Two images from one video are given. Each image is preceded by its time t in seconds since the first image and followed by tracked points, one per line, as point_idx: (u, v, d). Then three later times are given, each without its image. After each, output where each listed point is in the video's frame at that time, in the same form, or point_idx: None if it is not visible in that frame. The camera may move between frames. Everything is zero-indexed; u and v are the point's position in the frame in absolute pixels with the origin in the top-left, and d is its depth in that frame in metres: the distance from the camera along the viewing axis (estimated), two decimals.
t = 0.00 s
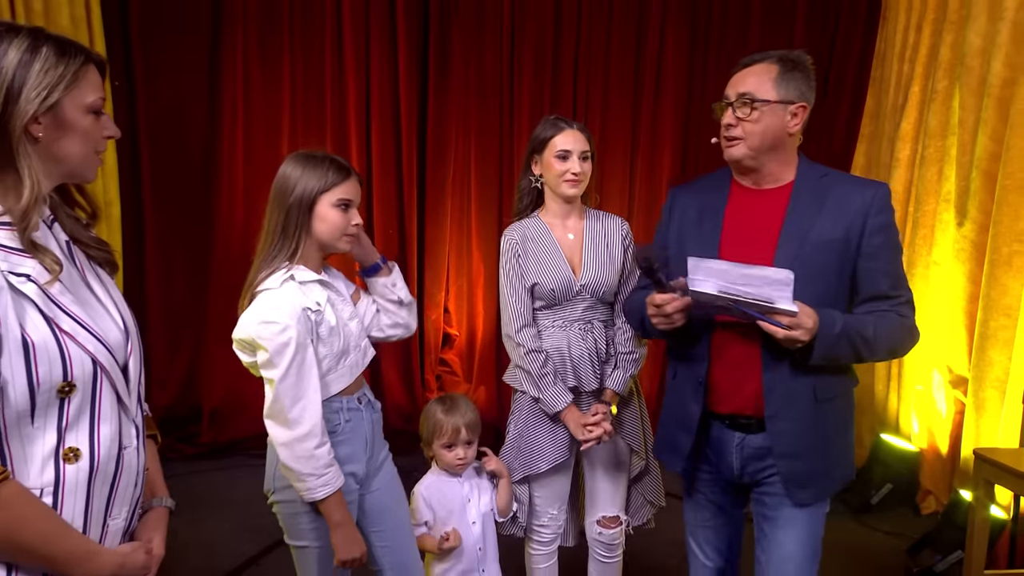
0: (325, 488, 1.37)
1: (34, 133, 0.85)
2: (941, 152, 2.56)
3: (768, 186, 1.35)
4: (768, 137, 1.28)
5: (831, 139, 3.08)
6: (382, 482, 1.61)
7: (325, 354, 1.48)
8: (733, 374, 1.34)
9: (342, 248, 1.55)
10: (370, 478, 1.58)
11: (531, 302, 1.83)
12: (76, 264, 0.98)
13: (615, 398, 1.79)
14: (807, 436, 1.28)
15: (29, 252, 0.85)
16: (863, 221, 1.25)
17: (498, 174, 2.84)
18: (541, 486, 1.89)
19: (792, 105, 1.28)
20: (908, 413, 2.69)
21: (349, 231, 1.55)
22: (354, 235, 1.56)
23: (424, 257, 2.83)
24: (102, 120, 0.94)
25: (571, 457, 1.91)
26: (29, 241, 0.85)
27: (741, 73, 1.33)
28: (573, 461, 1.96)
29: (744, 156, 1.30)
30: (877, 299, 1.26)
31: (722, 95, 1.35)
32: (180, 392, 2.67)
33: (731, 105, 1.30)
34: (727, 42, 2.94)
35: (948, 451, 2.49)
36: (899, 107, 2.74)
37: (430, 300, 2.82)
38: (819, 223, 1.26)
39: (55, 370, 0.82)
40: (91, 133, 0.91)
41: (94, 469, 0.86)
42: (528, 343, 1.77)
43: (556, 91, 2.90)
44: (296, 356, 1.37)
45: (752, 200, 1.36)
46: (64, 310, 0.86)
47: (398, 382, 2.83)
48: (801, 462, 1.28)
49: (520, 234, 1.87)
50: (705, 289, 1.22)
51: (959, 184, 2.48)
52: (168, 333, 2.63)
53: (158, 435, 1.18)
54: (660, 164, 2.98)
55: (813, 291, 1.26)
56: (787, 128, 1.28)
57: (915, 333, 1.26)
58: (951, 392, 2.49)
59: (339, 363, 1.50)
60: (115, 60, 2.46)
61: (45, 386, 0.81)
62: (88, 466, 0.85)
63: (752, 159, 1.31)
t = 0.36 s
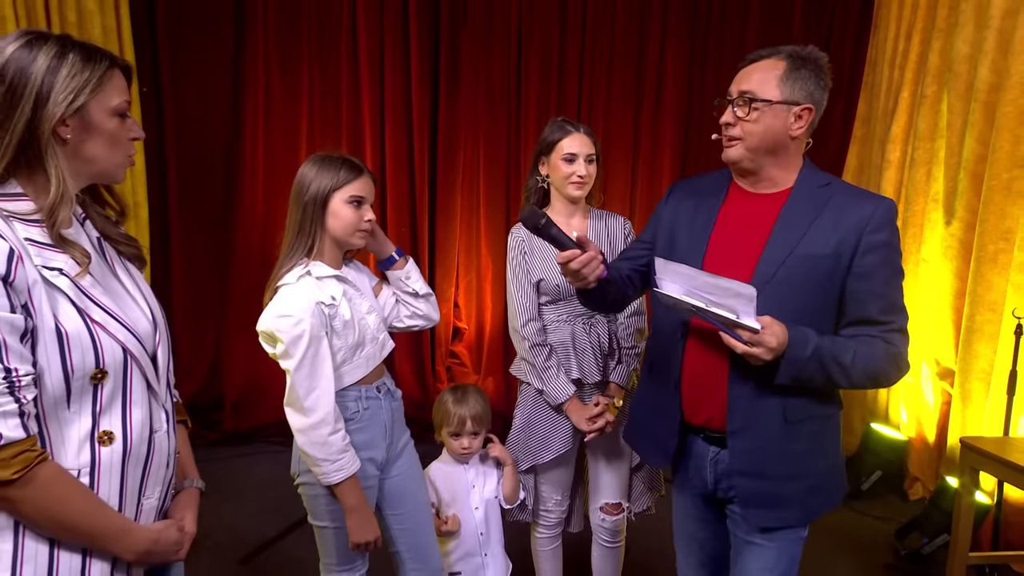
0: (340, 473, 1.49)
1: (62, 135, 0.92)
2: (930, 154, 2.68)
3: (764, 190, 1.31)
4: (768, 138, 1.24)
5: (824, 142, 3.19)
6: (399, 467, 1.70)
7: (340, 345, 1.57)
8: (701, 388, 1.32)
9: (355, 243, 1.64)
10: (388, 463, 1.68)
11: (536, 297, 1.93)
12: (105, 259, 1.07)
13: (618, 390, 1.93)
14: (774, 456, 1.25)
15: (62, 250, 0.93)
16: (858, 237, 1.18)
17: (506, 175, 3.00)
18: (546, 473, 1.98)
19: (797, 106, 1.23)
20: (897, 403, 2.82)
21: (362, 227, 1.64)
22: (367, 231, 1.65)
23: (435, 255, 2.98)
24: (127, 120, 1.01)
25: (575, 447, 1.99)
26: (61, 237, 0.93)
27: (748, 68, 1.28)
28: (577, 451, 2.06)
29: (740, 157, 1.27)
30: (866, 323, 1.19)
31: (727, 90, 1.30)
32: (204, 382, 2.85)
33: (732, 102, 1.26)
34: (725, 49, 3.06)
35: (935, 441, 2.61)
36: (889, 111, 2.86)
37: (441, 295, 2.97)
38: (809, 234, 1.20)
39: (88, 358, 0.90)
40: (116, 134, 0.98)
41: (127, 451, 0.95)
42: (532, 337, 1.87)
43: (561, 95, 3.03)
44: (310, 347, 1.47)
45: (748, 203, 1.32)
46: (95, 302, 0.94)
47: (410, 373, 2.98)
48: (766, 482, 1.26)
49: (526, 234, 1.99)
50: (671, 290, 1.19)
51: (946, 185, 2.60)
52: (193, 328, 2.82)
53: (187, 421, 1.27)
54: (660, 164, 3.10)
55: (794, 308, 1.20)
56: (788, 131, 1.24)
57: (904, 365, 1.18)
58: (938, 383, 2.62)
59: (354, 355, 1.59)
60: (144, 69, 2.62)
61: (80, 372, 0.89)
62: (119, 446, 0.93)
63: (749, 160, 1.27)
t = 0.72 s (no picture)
0: (353, 456, 1.61)
1: (81, 134, 1.02)
2: (919, 157, 2.81)
3: (753, 185, 1.29)
4: (754, 132, 1.22)
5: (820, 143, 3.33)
6: (416, 453, 1.80)
7: (361, 335, 1.68)
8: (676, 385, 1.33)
9: (377, 236, 1.75)
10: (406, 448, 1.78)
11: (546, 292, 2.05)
12: (137, 255, 1.20)
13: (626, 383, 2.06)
14: (747, 468, 1.23)
15: (95, 247, 1.04)
16: (846, 240, 1.13)
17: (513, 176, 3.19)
18: (553, 458, 2.05)
19: (786, 99, 1.20)
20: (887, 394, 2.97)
21: (383, 221, 1.75)
22: (388, 224, 1.76)
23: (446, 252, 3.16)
24: (149, 122, 1.11)
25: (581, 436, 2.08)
26: (83, 228, 1.03)
27: (738, 58, 1.26)
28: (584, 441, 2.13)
29: (726, 151, 1.26)
30: (852, 332, 1.14)
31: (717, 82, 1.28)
32: (227, 372, 3.16)
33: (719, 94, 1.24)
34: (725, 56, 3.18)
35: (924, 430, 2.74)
36: (880, 114, 3.01)
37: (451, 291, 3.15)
38: (793, 235, 1.16)
39: (117, 348, 1.00)
40: (136, 134, 1.07)
41: (154, 434, 1.06)
42: (541, 330, 2.00)
43: (567, 100, 3.18)
44: (329, 335, 1.59)
45: (737, 201, 1.30)
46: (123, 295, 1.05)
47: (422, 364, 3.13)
48: (739, 493, 1.24)
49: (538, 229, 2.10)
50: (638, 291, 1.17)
51: (935, 186, 2.73)
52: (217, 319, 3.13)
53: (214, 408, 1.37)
54: (661, 165, 3.23)
55: (772, 314, 1.17)
56: (775, 125, 1.21)
57: (892, 379, 1.13)
58: (926, 375, 2.76)
59: (374, 345, 1.70)
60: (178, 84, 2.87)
61: (109, 361, 1.00)
62: (147, 430, 1.04)
63: (736, 155, 1.25)
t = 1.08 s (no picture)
0: (363, 444, 1.66)
1: (115, 141, 1.10)
2: (911, 162, 2.96)
3: (700, 188, 1.27)
4: (700, 132, 1.20)
5: (816, 156, 3.70)
6: (431, 446, 1.82)
7: (379, 330, 1.73)
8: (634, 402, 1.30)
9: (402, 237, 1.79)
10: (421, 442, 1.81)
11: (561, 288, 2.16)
12: (169, 255, 1.26)
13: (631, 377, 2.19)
14: (716, 467, 1.22)
15: (127, 248, 1.11)
16: (796, 235, 1.13)
17: (521, 189, 3.64)
18: (562, 446, 2.14)
19: (727, 100, 1.19)
20: (879, 389, 3.14)
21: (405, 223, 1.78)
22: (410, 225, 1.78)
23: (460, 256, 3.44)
24: (180, 129, 1.17)
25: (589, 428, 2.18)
26: (116, 229, 1.11)
27: (681, 63, 1.26)
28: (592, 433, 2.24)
29: (671, 152, 1.24)
30: (808, 324, 1.15)
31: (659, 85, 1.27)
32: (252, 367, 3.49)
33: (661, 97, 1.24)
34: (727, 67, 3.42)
35: (914, 423, 2.91)
36: (873, 122, 3.21)
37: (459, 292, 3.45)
38: (745, 233, 1.15)
39: (144, 345, 1.08)
40: (166, 141, 1.14)
41: (176, 426, 1.13)
42: (553, 323, 2.12)
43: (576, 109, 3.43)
44: (346, 329, 1.65)
45: (684, 205, 1.27)
46: (152, 294, 1.11)
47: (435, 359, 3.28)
48: (706, 492, 1.23)
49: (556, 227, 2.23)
50: (600, 294, 1.18)
51: (926, 191, 2.87)
52: (243, 316, 3.48)
53: (240, 402, 1.43)
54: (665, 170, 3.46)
55: (731, 310, 1.15)
56: (717, 126, 1.20)
57: (846, 368, 1.15)
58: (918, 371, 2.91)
59: (391, 340, 1.74)
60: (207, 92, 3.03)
61: (137, 357, 1.07)
62: (170, 423, 1.11)
63: (682, 156, 1.23)
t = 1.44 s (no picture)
0: (383, 432, 1.70)
1: (163, 151, 1.13)
2: (905, 168, 3.12)
3: (635, 192, 1.33)
4: (624, 142, 1.26)
5: (813, 160, 3.90)
6: (450, 437, 1.86)
7: (399, 323, 1.78)
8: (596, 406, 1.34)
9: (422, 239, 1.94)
10: (440, 433, 1.84)
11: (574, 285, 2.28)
12: (217, 258, 1.27)
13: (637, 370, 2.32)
14: (691, 452, 1.23)
15: (172, 247, 1.13)
16: (732, 222, 1.17)
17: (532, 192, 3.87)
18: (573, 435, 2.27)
19: (644, 106, 1.25)
20: (873, 385, 3.32)
21: (423, 225, 1.93)
22: (428, 226, 1.93)
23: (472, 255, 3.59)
24: (225, 139, 1.19)
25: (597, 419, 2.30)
26: (164, 231, 1.13)
27: (597, 77, 1.31)
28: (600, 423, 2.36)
29: (600, 163, 1.29)
30: (756, 305, 1.18)
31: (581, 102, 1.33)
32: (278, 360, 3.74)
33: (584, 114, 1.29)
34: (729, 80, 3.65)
35: (907, 418, 3.07)
36: (868, 130, 3.39)
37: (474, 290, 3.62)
38: (685, 227, 1.19)
39: (188, 338, 1.09)
40: (210, 150, 1.16)
41: (217, 416, 1.13)
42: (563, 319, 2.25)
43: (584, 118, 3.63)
44: (369, 321, 1.70)
45: (623, 209, 1.32)
46: (197, 291, 1.13)
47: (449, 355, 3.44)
48: (684, 479, 1.23)
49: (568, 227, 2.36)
50: (558, 305, 1.16)
51: (918, 196, 3.01)
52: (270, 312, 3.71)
53: (282, 395, 1.43)
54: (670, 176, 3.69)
55: (685, 303, 1.18)
56: (639, 131, 1.25)
57: (795, 340, 1.18)
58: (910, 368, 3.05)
59: (412, 333, 1.79)
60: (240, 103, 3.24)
61: (181, 351, 1.09)
62: (213, 414, 1.13)
63: (611, 165, 1.29)
